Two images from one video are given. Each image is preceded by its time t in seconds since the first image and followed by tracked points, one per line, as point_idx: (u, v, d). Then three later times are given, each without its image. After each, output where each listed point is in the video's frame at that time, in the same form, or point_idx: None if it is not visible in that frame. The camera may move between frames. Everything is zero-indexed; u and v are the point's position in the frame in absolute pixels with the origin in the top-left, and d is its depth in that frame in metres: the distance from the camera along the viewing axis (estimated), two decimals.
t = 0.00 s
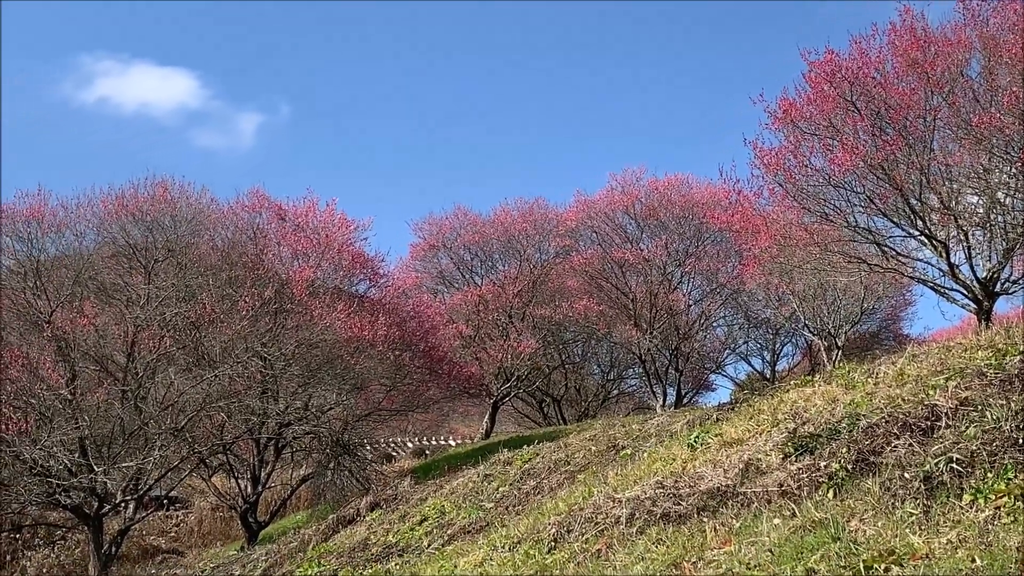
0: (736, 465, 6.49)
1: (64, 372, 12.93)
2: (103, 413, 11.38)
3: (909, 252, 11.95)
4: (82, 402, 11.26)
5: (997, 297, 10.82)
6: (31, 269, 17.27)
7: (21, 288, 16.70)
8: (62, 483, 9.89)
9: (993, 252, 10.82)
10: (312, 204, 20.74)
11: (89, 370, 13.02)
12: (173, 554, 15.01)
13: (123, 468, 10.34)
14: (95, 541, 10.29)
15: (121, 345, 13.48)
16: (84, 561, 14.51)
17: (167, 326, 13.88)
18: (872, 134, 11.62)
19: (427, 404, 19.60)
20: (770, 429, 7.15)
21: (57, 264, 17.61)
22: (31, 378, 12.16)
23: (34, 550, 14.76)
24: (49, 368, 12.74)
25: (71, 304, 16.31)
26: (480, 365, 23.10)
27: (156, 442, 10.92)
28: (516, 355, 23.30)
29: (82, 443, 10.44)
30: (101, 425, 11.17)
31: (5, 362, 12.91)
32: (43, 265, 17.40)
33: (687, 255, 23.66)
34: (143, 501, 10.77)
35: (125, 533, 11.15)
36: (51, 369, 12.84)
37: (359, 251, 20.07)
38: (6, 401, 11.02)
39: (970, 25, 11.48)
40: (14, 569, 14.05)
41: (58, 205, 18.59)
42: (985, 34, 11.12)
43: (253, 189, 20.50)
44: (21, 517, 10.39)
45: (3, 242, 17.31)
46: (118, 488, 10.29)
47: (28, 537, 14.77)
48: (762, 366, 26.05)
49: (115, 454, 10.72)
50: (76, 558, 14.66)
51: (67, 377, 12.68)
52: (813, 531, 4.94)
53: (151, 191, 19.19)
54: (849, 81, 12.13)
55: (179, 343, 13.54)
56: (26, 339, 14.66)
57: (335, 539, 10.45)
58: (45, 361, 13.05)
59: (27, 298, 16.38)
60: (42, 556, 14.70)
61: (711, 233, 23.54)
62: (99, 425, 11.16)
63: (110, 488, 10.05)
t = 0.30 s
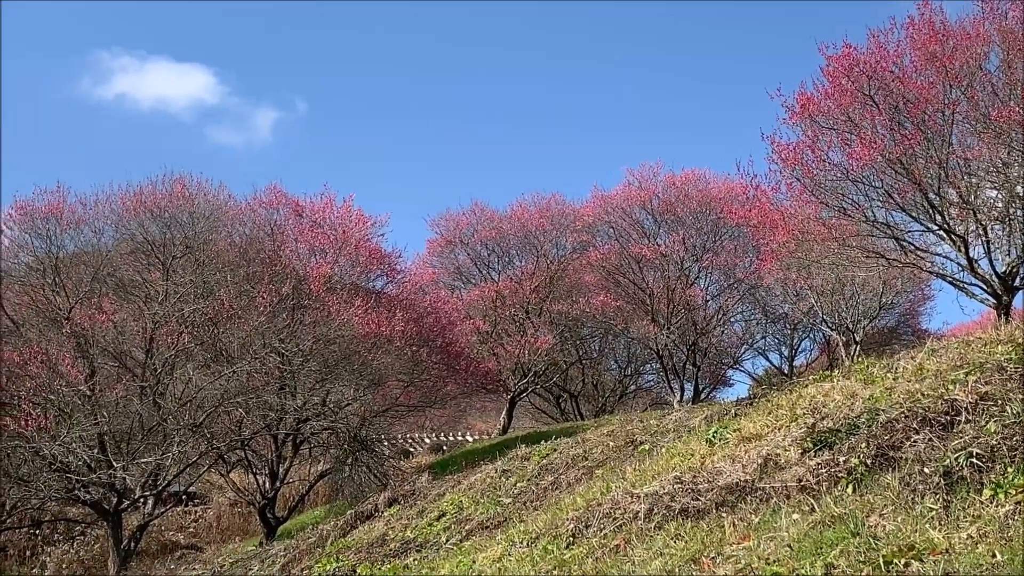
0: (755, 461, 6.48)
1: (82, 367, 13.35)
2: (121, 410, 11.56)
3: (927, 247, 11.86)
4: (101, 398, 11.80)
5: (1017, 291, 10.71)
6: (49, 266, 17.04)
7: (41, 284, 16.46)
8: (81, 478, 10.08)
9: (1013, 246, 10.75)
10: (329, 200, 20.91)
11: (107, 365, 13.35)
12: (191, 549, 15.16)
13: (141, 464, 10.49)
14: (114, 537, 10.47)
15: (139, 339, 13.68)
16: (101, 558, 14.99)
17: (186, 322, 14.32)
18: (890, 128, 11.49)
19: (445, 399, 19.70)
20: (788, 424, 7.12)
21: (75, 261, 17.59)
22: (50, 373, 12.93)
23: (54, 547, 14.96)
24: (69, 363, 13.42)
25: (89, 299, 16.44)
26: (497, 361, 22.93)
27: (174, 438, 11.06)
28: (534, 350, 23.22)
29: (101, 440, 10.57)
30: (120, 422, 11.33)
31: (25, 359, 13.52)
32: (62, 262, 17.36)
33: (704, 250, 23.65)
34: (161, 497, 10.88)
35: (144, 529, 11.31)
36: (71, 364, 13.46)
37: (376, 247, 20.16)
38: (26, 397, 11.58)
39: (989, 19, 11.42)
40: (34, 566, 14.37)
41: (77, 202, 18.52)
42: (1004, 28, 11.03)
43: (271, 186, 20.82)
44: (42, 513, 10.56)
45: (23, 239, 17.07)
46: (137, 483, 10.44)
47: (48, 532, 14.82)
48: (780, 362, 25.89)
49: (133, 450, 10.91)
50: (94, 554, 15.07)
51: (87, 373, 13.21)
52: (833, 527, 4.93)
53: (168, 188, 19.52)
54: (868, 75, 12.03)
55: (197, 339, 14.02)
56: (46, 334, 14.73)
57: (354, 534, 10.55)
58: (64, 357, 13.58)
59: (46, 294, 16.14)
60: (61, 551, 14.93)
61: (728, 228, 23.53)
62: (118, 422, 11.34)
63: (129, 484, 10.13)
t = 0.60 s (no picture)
0: (776, 458, 6.46)
1: (103, 365, 13.95)
2: (143, 408, 11.67)
3: (948, 243, 11.81)
4: (123, 396, 11.91)
5: None
6: (71, 265, 17.50)
7: (62, 283, 17.11)
8: (103, 476, 10.35)
9: None
10: (349, 198, 21.04)
11: (129, 365, 13.95)
12: (212, 546, 15.38)
13: (162, 462, 10.74)
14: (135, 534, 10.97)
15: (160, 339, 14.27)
16: (123, 556, 15.15)
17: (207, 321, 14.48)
18: (910, 124, 11.39)
19: (465, 397, 19.79)
20: (810, 422, 7.08)
21: (97, 260, 17.92)
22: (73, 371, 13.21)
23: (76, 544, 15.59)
24: (90, 363, 13.66)
25: (111, 298, 16.87)
26: (517, 358, 23.04)
27: (195, 436, 11.33)
28: (553, 347, 23.21)
29: (122, 438, 10.92)
30: (142, 420, 11.52)
31: (46, 357, 13.64)
32: (84, 261, 17.72)
33: (724, 247, 23.51)
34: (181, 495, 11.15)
35: (165, 526, 11.60)
36: (93, 362, 13.81)
37: (395, 245, 20.25)
38: (49, 396, 12.03)
39: (1011, 14, 11.19)
40: (57, 563, 15.14)
41: (98, 201, 18.76)
42: None
43: (290, 184, 20.97)
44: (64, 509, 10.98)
45: (44, 239, 17.51)
46: (158, 481, 10.70)
47: (70, 530, 15.70)
48: (801, 359, 25.70)
49: (154, 448, 11.19)
50: (117, 552, 15.27)
51: (108, 372, 13.84)
52: (854, 524, 4.90)
53: (189, 185, 19.44)
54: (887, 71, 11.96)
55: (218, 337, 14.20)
56: (68, 335, 15.19)
57: (374, 531, 10.64)
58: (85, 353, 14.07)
59: (68, 292, 16.93)
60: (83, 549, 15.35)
61: (748, 225, 23.30)
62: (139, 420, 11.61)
63: (150, 481, 10.47)
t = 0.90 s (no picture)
0: (801, 455, 6.42)
1: (128, 364, 14.36)
2: (167, 407, 11.92)
3: (972, 240, 12.27)
4: (147, 396, 12.24)
5: None
6: (96, 265, 17.85)
7: (87, 283, 17.43)
8: (127, 475, 10.70)
9: None
10: (370, 198, 21.21)
11: (153, 364, 14.23)
12: (236, 545, 15.68)
13: (186, 462, 11.02)
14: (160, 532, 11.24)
15: (185, 338, 14.30)
16: (147, 553, 15.47)
17: (230, 320, 15.02)
18: (933, 119, 11.83)
19: (487, 395, 19.89)
20: (835, 419, 7.02)
21: (121, 260, 18.16)
22: (98, 371, 13.63)
23: (101, 543, 16.01)
24: (115, 361, 14.13)
25: (135, 299, 17.14)
26: (539, 356, 23.08)
27: (219, 435, 11.67)
28: (575, 345, 23.16)
29: (146, 437, 11.15)
30: (166, 419, 11.71)
31: (71, 357, 13.90)
32: (108, 262, 17.94)
33: (747, 244, 23.35)
34: (205, 493, 11.45)
35: (189, 525, 11.92)
36: (118, 360, 14.26)
37: (417, 244, 20.37)
38: (74, 395, 12.49)
39: None
40: (82, 562, 15.52)
41: (121, 201, 18.93)
42: None
43: (312, 183, 21.18)
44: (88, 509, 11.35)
45: (69, 239, 17.75)
46: (182, 480, 10.97)
47: (94, 530, 16.13)
48: (824, 356, 25.45)
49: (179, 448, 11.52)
50: (141, 550, 15.59)
51: (133, 370, 14.36)
52: (880, 522, 4.87)
53: (212, 185, 19.74)
54: (910, 66, 12.39)
55: (239, 337, 14.64)
56: (92, 335, 15.56)
57: (399, 530, 10.71)
58: (111, 353, 14.51)
59: (93, 292, 17.23)
60: (109, 549, 15.73)
61: (771, 222, 23.26)
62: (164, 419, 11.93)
63: (174, 479, 10.78)
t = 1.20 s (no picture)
0: (827, 453, 6.37)
1: (153, 365, 14.24)
2: (191, 407, 12.13)
3: (998, 234, 13.19)
4: (172, 396, 12.39)
5: None
6: (121, 265, 18.22)
7: (112, 283, 17.72)
8: (153, 474, 10.98)
9: None
10: (394, 197, 21.36)
11: (179, 364, 14.16)
12: (262, 544, 15.91)
13: (212, 460, 11.17)
14: (186, 531, 11.47)
15: (210, 338, 14.27)
16: (173, 553, 15.72)
17: (255, 320, 15.23)
18: (959, 114, 12.54)
19: (511, 393, 19.97)
20: (861, 416, 6.95)
21: (145, 260, 18.58)
22: (124, 371, 13.95)
23: (129, 542, 16.46)
24: (141, 362, 14.24)
25: (160, 298, 17.40)
26: (563, 354, 23.06)
27: (244, 434, 11.85)
28: (598, 343, 23.13)
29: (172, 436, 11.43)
30: (191, 418, 11.93)
31: (97, 357, 14.45)
32: (133, 261, 18.42)
33: (770, 240, 23.33)
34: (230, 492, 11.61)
35: (215, 523, 12.17)
36: (144, 361, 14.51)
37: (440, 242, 20.49)
38: (101, 396, 12.94)
39: None
40: (110, 561, 15.94)
41: (146, 202, 19.53)
42: None
43: (335, 182, 21.38)
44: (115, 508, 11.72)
45: (94, 240, 18.22)
46: (208, 479, 11.16)
47: (121, 530, 16.67)
48: (849, 353, 25.21)
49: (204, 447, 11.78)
50: (168, 550, 15.82)
51: (159, 370, 14.35)
52: (907, 519, 4.83)
53: (236, 185, 20.29)
54: (935, 61, 13.04)
55: (264, 336, 14.76)
56: (118, 335, 15.86)
57: (425, 528, 10.79)
58: (137, 352, 14.72)
59: (118, 292, 17.48)
60: (137, 547, 16.08)
61: (795, 218, 23.16)
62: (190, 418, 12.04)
63: (200, 478, 10.99)
